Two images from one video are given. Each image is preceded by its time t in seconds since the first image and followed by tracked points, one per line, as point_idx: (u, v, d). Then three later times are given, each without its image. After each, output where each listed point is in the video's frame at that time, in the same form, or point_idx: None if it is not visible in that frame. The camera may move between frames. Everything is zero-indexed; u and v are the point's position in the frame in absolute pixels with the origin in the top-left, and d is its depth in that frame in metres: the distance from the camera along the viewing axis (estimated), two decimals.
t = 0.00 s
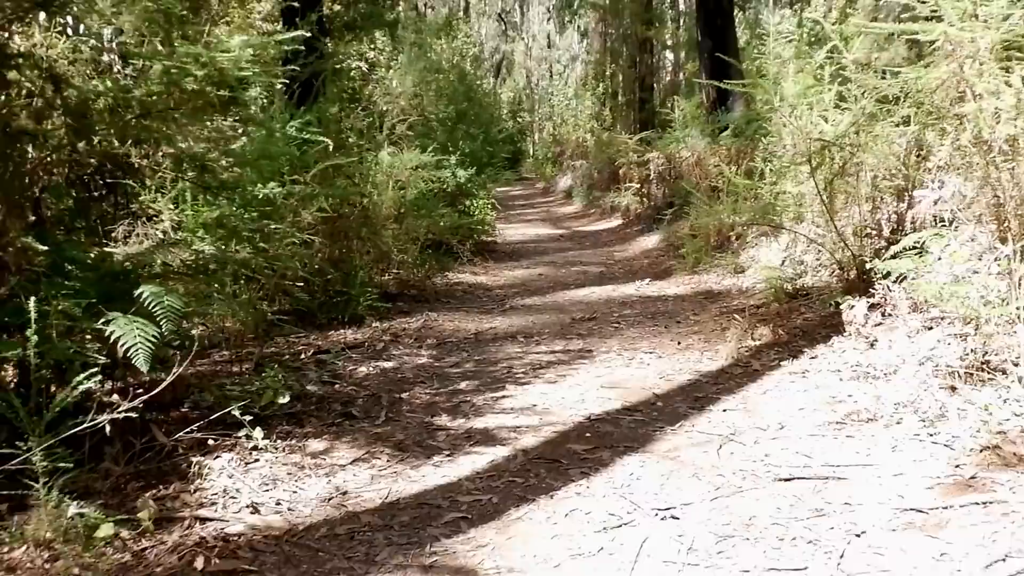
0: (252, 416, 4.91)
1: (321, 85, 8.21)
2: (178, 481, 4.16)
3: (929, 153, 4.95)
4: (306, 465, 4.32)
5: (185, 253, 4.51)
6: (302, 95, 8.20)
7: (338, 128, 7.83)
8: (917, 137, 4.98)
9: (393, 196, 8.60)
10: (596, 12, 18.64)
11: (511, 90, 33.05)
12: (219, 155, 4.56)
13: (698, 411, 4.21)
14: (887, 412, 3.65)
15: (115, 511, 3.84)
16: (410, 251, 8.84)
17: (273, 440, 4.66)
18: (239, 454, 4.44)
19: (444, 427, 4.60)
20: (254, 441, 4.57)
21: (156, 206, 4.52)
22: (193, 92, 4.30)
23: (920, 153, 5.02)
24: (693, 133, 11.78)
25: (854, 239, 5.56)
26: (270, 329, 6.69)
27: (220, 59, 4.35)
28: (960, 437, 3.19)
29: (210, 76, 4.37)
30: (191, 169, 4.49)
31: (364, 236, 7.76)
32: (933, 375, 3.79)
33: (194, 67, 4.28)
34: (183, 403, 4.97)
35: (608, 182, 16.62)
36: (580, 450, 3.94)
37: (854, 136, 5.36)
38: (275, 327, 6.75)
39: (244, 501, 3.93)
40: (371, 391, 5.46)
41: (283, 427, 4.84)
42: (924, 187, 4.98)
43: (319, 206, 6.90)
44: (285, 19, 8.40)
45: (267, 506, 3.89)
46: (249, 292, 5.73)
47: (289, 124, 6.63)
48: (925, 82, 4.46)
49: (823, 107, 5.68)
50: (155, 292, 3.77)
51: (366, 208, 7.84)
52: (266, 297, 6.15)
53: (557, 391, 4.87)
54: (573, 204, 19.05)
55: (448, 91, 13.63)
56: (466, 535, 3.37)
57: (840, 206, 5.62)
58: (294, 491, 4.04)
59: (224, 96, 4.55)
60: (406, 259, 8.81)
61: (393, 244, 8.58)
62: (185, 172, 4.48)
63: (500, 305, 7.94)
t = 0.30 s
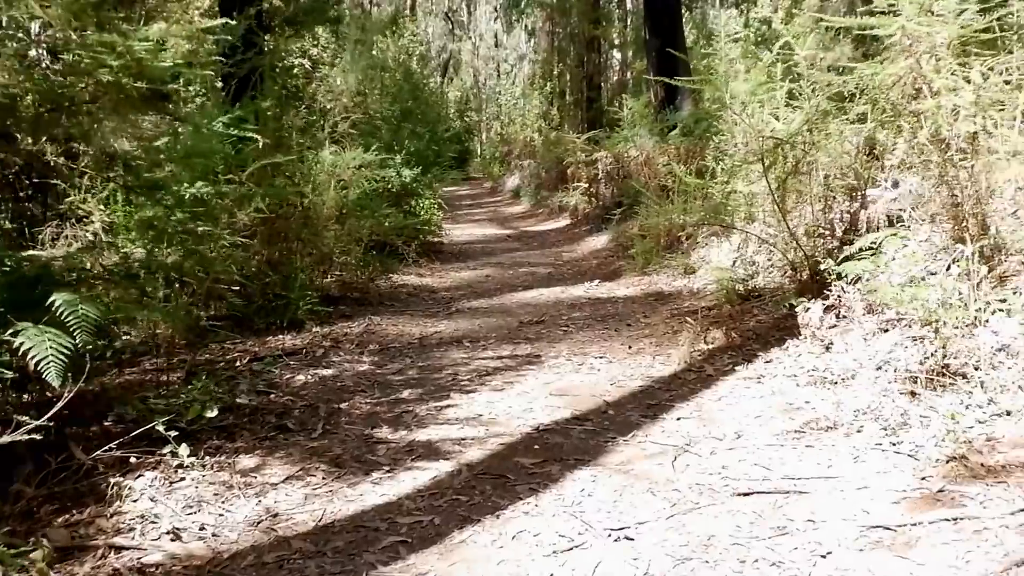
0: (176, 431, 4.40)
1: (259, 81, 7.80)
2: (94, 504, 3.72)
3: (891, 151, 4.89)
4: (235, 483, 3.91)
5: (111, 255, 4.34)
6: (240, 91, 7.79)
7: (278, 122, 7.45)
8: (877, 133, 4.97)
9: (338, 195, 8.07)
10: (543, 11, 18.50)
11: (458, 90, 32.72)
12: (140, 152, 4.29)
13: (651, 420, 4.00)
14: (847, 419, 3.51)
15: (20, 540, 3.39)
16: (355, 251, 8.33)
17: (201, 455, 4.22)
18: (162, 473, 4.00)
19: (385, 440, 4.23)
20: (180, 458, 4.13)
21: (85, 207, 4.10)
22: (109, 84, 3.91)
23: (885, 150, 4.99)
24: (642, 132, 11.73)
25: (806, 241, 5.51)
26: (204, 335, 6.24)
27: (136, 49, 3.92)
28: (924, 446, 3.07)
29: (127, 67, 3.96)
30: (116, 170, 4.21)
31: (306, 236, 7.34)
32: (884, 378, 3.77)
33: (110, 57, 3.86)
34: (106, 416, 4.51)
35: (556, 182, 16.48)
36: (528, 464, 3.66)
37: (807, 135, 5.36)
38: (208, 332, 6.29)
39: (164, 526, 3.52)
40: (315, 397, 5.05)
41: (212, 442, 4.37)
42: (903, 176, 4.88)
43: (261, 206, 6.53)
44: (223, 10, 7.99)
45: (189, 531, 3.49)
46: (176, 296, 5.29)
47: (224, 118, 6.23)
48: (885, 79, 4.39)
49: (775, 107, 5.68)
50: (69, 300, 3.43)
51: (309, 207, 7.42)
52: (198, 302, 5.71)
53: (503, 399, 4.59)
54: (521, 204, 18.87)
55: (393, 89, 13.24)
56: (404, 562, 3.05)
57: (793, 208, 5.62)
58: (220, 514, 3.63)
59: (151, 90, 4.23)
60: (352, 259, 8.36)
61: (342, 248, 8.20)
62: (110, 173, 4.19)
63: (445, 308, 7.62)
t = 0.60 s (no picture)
0: (107, 454, 3.66)
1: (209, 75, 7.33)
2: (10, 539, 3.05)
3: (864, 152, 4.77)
4: (168, 512, 3.25)
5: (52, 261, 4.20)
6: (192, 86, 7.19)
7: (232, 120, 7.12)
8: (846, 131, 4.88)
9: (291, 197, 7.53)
10: (503, 10, 18.32)
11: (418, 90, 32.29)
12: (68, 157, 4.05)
13: (615, 437, 3.70)
14: (821, 437, 3.34)
15: None
16: (310, 256, 7.93)
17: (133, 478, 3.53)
18: (90, 501, 3.31)
19: (332, 461, 3.62)
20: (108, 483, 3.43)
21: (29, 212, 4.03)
22: (26, 82, 3.71)
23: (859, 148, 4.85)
24: (605, 132, 11.59)
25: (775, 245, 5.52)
26: (146, 344, 5.70)
27: (54, 43, 3.73)
28: (903, 467, 2.93)
29: (44, 63, 3.74)
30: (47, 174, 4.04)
31: (260, 238, 6.93)
32: (858, 380, 3.81)
33: (25, 53, 3.61)
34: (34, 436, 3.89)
35: (517, 183, 16.22)
36: (483, 488, 3.27)
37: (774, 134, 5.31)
38: (152, 342, 5.76)
39: (85, 564, 2.86)
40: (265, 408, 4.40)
41: (147, 463, 3.65)
42: (877, 177, 4.72)
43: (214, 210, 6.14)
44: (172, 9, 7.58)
45: (112, 570, 2.85)
46: (105, 304, 4.78)
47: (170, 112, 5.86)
48: (867, 68, 4.24)
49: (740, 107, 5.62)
50: None
51: (259, 209, 6.99)
52: (137, 311, 5.24)
53: (460, 414, 4.12)
54: (482, 205, 18.55)
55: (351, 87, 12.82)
56: None
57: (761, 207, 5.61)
58: (149, 548, 2.99)
59: (84, 88, 3.99)
60: (305, 266, 8.02)
61: (300, 256, 7.83)
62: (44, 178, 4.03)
63: (402, 313, 7.09)
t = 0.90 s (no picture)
0: (62, 476, 3.26)
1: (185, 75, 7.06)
2: None
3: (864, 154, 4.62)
4: (125, 543, 2.87)
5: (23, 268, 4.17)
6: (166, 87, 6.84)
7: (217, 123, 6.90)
8: (842, 132, 4.79)
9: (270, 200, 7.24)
10: (487, 10, 18.12)
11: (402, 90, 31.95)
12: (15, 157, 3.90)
13: (603, 455, 3.51)
14: (822, 456, 3.22)
15: None
16: (289, 259, 7.62)
17: (89, 502, 3.14)
18: (42, 529, 2.94)
19: (303, 482, 3.32)
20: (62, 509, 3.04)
21: None
22: None
23: (855, 150, 4.74)
24: (590, 133, 11.43)
25: (766, 248, 5.48)
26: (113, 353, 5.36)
27: None
28: (911, 490, 2.82)
29: None
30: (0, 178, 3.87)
31: (236, 242, 6.69)
32: (855, 395, 3.73)
33: None
34: None
35: (501, 184, 16.02)
36: (463, 512, 3.05)
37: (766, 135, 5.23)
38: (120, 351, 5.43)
39: None
40: (235, 423, 4.09)
41: (107, 485, 3.27)
42: (879, 179, 4.56)
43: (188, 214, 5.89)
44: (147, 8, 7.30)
45: None
46: (68, 312, 4.49)
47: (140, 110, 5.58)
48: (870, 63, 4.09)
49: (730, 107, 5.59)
50: None
51: (233, 212, 6.73)
52: (104, 319, 4.97)
53: (440, 429, 3.88)
54: (465, 207, 18.31)
55: (332, 87, 12.52)
56: None
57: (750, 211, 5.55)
58: None
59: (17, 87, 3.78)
60: (286, 270, 7.65)
61: (282, 266, 7.59)
62: None
63: (382, 319, 6.79)
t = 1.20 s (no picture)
0: (27, 501, 3.03)
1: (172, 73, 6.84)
2: None
3: (881, 155, 4.43)
4: None
5: None
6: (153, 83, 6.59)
7: (209, 123, 6.73)
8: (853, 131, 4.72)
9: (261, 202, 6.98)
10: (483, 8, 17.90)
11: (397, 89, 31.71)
12: None
13: (607, 474, 3.31)
14: (841, 477, 3.05)
15: None
16: (280, 262, 7.41)
17: (56, 529, 2.92)
18: (3, 559, 2.71)
19: (287, 504, 3.11)
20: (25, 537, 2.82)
21: None
22: None
23: (866, 151, 4.71)
24: (588, 133, 11.23)
25: (773, 251, 5.49)
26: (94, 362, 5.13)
27: None
28: (939, 516, 2.66)
29: None
30: None
31: (227, 244, 6.48)
32: (870, 408, 3.56)
33: None
34: None
35: (498, 184, 15.83)
36: (458, 539, 2.85)
37: (772, 135, 5.14)
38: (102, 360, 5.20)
39: None
40: (216, 438, 3.86)
41: (79, 508, 3.05)
42: (897, 179, 4.35)
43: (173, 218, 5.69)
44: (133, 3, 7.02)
45: None
46: (44, 320, 4.26)
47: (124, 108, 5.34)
48: (889, 58, 3.90)
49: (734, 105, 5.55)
50: None
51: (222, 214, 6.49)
52: (84, 327, 4.75)
53: (434, 445, 3.68)
54: (462, 207, 18.11)
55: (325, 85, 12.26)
56: None
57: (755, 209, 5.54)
58: None
59: None
60: (277, 273, 7.43)
61: (271, 270, 7.38)
62: None
63: (376, 324, 6.58)
